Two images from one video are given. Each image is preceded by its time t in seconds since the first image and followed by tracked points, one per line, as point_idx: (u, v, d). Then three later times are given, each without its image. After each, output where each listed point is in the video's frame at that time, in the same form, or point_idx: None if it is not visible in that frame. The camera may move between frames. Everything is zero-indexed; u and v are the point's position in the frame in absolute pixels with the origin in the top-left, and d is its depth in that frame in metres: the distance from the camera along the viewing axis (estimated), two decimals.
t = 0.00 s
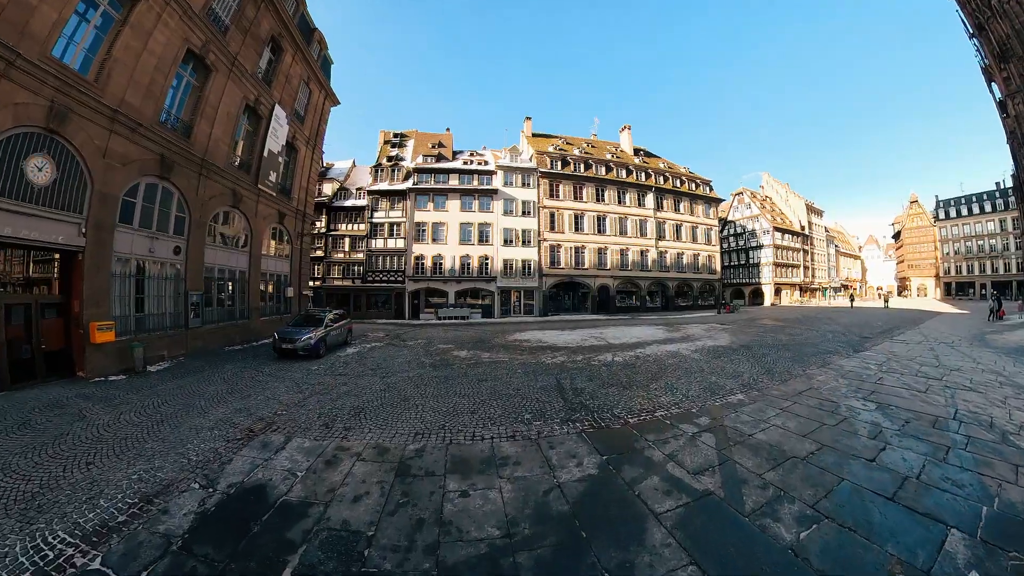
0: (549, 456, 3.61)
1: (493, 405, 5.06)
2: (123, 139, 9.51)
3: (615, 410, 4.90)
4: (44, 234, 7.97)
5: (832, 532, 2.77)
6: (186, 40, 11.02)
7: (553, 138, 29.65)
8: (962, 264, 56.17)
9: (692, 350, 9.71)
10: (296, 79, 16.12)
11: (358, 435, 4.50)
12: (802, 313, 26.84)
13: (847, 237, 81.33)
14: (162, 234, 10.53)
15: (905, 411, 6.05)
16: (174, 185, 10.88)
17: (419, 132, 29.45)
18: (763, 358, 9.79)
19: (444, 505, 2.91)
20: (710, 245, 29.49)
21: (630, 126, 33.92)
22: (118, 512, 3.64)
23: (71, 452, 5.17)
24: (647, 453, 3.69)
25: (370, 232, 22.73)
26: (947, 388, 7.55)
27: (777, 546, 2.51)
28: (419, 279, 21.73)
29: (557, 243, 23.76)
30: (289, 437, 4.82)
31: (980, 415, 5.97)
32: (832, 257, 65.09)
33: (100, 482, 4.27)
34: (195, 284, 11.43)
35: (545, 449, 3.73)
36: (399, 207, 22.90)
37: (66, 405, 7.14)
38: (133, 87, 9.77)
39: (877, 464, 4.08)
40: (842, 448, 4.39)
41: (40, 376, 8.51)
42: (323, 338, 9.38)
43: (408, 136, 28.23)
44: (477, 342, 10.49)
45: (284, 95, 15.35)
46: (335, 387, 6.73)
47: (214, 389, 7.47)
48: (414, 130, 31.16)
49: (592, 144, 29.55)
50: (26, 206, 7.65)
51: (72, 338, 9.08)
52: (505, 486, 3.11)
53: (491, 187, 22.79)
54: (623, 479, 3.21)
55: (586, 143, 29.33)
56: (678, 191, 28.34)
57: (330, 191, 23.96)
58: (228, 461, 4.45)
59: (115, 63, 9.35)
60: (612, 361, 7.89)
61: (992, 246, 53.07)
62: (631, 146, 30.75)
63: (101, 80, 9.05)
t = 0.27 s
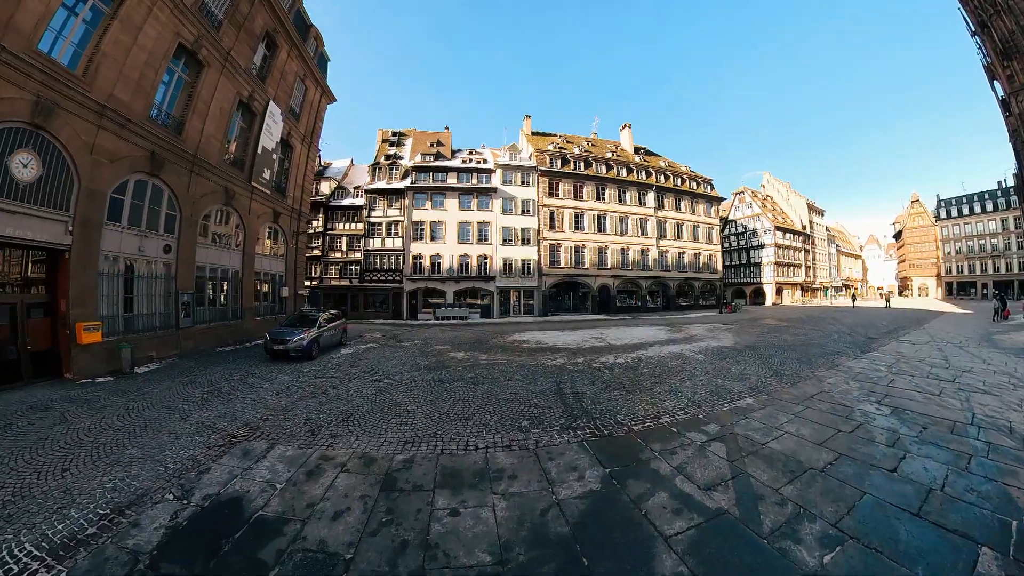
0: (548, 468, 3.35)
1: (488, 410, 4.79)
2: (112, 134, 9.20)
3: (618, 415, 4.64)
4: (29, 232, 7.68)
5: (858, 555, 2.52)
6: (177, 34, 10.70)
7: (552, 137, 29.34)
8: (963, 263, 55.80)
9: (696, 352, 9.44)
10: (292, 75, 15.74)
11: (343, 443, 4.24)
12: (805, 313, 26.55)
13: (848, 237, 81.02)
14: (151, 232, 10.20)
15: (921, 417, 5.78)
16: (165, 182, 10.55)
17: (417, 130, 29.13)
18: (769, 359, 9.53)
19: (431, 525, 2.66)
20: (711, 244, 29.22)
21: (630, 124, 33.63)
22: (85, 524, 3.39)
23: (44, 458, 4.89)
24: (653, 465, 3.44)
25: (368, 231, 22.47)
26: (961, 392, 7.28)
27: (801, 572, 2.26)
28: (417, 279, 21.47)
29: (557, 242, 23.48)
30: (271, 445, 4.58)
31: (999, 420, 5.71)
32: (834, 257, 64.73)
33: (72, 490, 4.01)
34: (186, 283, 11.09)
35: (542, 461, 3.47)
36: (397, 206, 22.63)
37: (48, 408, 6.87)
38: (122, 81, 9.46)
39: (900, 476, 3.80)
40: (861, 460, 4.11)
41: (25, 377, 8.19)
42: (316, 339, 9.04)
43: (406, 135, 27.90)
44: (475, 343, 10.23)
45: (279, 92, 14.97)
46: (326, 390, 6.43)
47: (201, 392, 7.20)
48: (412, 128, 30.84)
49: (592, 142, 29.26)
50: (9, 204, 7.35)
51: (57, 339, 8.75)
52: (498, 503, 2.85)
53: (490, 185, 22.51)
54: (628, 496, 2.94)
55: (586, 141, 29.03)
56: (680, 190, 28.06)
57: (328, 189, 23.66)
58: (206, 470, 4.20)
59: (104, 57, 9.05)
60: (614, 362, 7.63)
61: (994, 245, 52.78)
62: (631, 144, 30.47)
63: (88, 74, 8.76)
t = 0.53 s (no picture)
0: (546, 487, 3.09)
1: (484, 419, 4.53)
2: (99, 131, 8.90)
3: (622, 426, 4.40)
4: (12, 232, 7.38)
5: None
6: (167, 30, 10.41)
7: (553, 135, 29.06)
8: (965, 263, 55.46)
9: (700, 355, 9.19)
10: (287, 73, 15.41)
11: (328, 455, 4.00)
12: (808, 313, 26.25)
13: (849, 236, 80.66)
14: (140, 232, 9.89)
15: (938, 426, 5.53)
16: (155, 181, 10.23)
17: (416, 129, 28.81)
18: (775, 363, 9.27)
19: (415, 554, 2.40)
20: (713, 244, 28.96)
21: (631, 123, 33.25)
22: (47, 543, 3.13)
23: (14, 467, 4.60)
24: (661, 486, 3.20)
25: (365, 231, 22.22)
26: (976, 397, 7.02)
27: None
28: (416, 279, 21.22)
29: (557, 242, 23.21)
30: (253, 456, 4.34)
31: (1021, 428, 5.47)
32: (835, 256, 64.41)
33: (42, 504, 3.76)
34: (177, 284, 10.76)
35: (539, 478, 3.21)
36: (395, 205, 22.35)
37: (29, 413, 6.61)
38: (110, 77, 9.17)
39: (924, 494, 3.55)
40: (881, 478, 3.87)
41: (11, 382, 7.87)
42: (308, 342, 8.72)
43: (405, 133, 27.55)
44: (473, 345, 9.97)
45: (273, 89, 14.63)
46: (316, 396, 6.14)
47: (187, 397, 6.93)
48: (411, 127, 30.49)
49: (593, 141, 28.99)
50: None
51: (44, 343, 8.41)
52: (491, 528, 2.60)
53: (490, 184, 22.26)
54: (635, 521, 2.69)
55: (586, 140, 28.74)
56: (681, 189, 27.80)
57: (325, 189, 23.40)
58: (184, 484, 3.93)
59: (91, 52, 8.78)
60: (616, 366, 7.39)
61: (996, 245, 52.47)
62: (632, 143, 30.21)
63: (74, 69, 8.47)
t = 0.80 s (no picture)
0: (548, 500, 2.87)
1: (481, 424, 4.31)
2: (90, 127, 8.65)
3: (627, 432, 4.18)
4: None
5: None
6: (160, 24, 10.18)
7: (553, 134, 28.83)
8: (967, 263, 55.15)
9: (705, 356, 8.95)
10: (284, 70, 15.16)
11: (317, 463, 3.79)
12: (811, 313, 25.99)
13: (851, 236, 80.29)
14: (133, 230, 9.65)
15: (955, 430, 5.31)
16: (147, 178, 9.98)
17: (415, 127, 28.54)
18: (782, 365, 9.04)
19: None
20: (714, 243, 28.73)
21: (632, 122, 33.00)
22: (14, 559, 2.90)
23: None
24: (672, 498, 2.99)
25: (364, 230, 22.00)
26: (991, 400, 6.79)
27: None
28: (415, 279, 21.00)
29: (558, 241, 22.99)
30: (240, 463, 4.12)
31: None
32: (836, 256, 64.07)
33: (16, 513, 3.54)
34: (171, 284, 10.50)
35: (540, 491, 2.98)
36: (394, 204, 22.13)
37: (13, 415, 6.39)
38: (101, 71, 8.94)
39: (949, 504, 3.34)
40: (902, 486, 3.66)
41: (1, 382, 7.59)
42: (303, 342, 8.45)
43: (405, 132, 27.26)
44: (471, 346, 9.75)
45: (270, 86, 14.37)
46: (309, 400, 5.89)
47: (176, 400, 6.71)
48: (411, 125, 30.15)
49: (594, 140, 28.75)
50: None
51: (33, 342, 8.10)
52: (488, 548, 2.38)
53: (490, 183, 22.04)
54: (645, 539, 2.47)
55: (587, 139, 28.51)
56: (683, 188, 27.57)
57: (324, 187, 23.19)
58: (166, 493, 3.70)
59: (82, 47, 8.57)
60: (619, 368, 7.16)
61: (998, 245, 52.15)
62: (633, 142, 29.97)
63: (64, 63, 8.24)
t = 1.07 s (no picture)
0: (549, 517, 2.69)
1: (479, 431, 4.13)
2: (82, 124, 8.45)
3: (632, 441, 4.00)
4: None
5: None
6: (154, 20, 9.97)
7: (553, 133, 28.60)
8: (969, 263, 54.86)
9: (709, 358, 8.75)
10: (282, 67, 14.90)
11: (306, 473, 3.62)
12: (813, 314, 25.76)
13: (852, 236, 80.01)
14: (125, 230, 9.43)
15: (971, 436, 5.11)
16: (141, 177, 9.76)
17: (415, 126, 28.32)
18: (787, 367, 8.83)
19: None
20: (716, 243, 28.52)
21: (633, 121, 32.76)
22: None
23: None
24: (680, 514, 2.82)
25: (363, 229, 21.82)
26: (1005, 404, 6.59)
27: None
28: (414, 279, 20.82)
29: (558, 241, 22.80)
30: (227, 473, 3.95)
31: None
32: (837, 256, 63.82)
33: None
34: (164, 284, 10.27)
35: (540, 507, 2.80)
36: (393, 203, 21.95)
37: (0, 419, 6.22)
38: (94, 68, 8.75)
39: (970, 517, 3.17)
40: (920, 498, 3.49)
41: None
42: (299, 344, 8.24)
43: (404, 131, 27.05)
44: (471, 347, 9.54)
45: (267, 84, 14.15)
46: (301, 405, 5.68)
47: (167, 404, 6.54)
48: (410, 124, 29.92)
49: (594, 139, 28.54)
50: None
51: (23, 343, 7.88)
52: (486, 571, 2.20)
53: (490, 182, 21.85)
54: (652, 560, 2.30)
55: (588, 138, 28.29)
56: (684, 188, 27.36)
57: (323, 187, 23.04)
58: (150, 505, 3.52)
59: (73, 43, 8.37)
60: (622, 371, 6.98)
61: (1000, 245, 51.87)
62: (634, 141, 29.74)
63: (55, 58, 8.05)
